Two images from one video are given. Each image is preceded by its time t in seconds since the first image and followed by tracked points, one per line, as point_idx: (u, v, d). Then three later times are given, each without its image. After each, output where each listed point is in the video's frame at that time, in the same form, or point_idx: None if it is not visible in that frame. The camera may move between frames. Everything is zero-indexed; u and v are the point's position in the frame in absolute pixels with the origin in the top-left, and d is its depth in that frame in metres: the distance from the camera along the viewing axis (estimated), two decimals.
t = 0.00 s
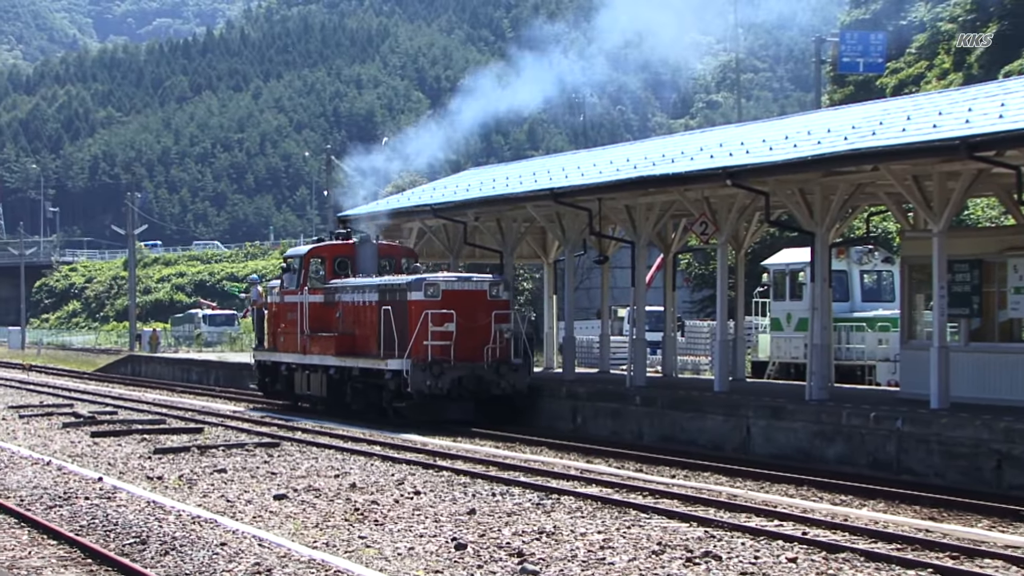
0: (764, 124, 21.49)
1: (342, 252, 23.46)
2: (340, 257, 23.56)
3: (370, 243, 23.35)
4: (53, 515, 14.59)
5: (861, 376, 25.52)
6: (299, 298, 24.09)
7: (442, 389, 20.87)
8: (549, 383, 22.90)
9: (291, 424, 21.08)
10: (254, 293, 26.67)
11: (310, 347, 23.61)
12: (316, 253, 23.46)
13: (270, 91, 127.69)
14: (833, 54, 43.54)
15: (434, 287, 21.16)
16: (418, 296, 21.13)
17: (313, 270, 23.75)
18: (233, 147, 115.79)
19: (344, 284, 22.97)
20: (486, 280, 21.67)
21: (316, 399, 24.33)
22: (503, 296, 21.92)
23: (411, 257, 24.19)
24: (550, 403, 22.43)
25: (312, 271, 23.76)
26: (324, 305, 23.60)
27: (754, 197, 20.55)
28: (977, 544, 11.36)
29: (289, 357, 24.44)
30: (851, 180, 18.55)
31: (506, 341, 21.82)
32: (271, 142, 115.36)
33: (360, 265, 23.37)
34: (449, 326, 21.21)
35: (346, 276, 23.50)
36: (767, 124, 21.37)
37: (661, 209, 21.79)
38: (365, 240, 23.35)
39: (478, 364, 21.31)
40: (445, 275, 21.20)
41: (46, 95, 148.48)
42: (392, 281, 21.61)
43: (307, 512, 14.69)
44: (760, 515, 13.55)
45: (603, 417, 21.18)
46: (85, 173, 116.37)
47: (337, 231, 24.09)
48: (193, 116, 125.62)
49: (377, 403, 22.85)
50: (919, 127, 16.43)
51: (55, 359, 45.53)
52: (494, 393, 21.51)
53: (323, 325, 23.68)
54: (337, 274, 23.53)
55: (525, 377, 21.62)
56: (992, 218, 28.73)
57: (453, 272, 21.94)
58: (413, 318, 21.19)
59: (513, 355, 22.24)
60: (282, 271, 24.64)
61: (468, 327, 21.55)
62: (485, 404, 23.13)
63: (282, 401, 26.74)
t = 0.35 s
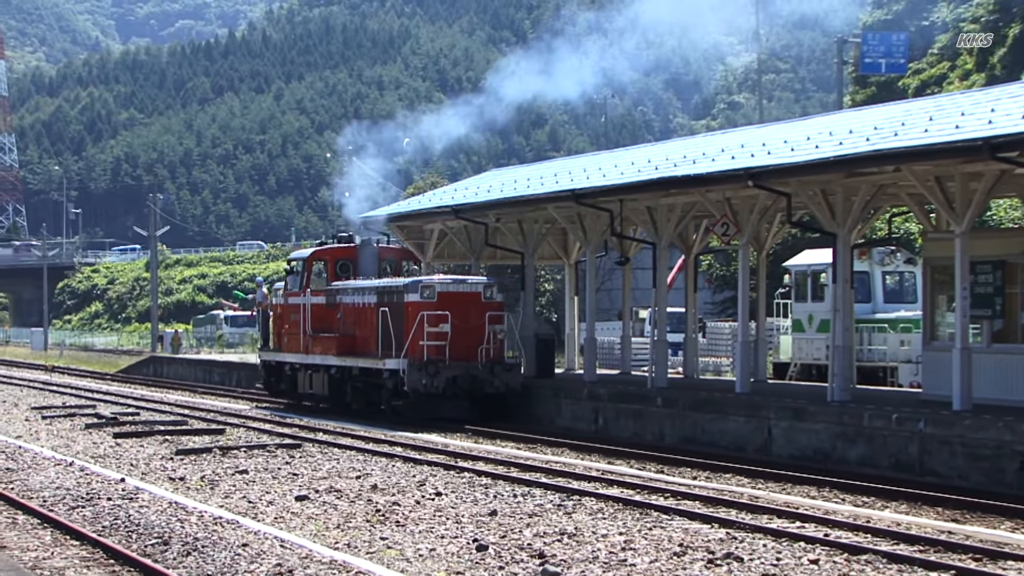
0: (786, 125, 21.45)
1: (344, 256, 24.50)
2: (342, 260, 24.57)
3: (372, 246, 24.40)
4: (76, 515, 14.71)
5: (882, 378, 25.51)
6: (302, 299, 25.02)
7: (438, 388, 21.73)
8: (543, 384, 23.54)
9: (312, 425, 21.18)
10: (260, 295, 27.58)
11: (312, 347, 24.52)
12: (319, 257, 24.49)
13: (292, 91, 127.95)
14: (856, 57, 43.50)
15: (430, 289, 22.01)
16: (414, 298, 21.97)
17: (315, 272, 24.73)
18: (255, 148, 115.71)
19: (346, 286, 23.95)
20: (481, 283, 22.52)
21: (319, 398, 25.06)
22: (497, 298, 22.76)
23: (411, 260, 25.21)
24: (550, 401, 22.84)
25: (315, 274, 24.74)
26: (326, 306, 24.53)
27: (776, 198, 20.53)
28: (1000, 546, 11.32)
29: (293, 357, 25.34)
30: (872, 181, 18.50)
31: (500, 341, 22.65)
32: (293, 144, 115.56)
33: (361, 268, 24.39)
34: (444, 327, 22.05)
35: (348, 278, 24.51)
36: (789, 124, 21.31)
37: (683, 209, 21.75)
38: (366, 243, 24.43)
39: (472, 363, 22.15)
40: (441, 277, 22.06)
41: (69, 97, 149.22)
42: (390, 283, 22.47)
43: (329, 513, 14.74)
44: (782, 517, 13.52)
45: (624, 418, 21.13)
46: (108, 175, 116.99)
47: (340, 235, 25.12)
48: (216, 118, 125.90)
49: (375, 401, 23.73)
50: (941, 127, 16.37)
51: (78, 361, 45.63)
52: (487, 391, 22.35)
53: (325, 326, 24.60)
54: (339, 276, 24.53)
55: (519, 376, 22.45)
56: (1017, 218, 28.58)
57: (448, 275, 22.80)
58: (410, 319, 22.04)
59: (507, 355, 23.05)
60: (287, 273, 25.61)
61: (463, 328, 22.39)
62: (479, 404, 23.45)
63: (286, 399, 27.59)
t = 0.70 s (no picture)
0: (808, 126, 21.35)
1: (345, 260, 25.25)
2: (343, 264, 25.31)
3: (372, 250, 25.17)
4: (98, 517, 14.75)
5: (904, 381, 25.32)
6: (304, 302, 25.65)
7: (434, 388, 22.45)
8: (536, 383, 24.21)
9: (333, 426, 21.22)
10: (264, 298, 28.14)
11: (315, 348, 25.16)
12: (321, 261, 25.22)
13: (313, 93, 127.95)
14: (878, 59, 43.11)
15: (426, 292, 22.69)
16: (411, 301, 22.65)
17: (318, 276, 25.42)
18: (276, 150, 114.62)
19: (348, 289, 24.66)
20: (476, 287, 23.22)
21: (322, 398, 25.70)
22: (492, 300, 23.48)
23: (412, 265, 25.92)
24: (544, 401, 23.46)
25: (317, 278, 25.44)
26: (328, 309, 25.21)
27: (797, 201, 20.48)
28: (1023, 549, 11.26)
29: (296, 358, 25.96)
30: (895, 183, 18.38)
31: (494, 342, 23.36)
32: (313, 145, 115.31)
33: (362, 272, 25.16)
34: (440, 329, 22.75)
35: (349, 282, 25.25)
36: (811, 126, 21.21)
37: (704, 212, 21.68)
38: (368, 247, 25.21)
39: (467, 364, 22.88)
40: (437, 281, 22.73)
41: (91, 100, 149.80)
42: (388, 286, 23.15)
43: (350, 516, 14.75)
44: (804, 519, 13.45)
45: (645, 420, 21.00)
46: (130, 177, 117.36)
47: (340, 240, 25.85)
48: (237, 120, 125.90)
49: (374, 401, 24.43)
50: (962, 130, 16.29)
51: (98, 364, 45.60)
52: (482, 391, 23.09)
53: (327, 328, 25.25)
54: (341, 280, 25.28)
55: (512, 377, 23.22)
56: None
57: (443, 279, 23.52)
58: (407, 322, 22.71)
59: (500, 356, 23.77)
60: (290, 277, 26.24)
61: (458, 329, 23.10)
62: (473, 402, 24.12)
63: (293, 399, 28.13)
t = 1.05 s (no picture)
0: (833, 128, 21.23)
1: (351, 263, 25.97)
2: (350, 267, 26.03)
3: (378, 253, 25.97)
4: (123, 518, 14.78)
5: (930, 382, 25.20)
6: (311, 303, 26.22)
7: (434, 387, 22.97)
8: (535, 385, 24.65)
9: (356, 428, 21.14)
10: (273, 301, 28.67)
11: (321, 348, 25.69)
12: (328, 263, 25.92)
13: (337, 96, 128.06)
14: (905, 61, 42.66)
15: (427, 294, 23.19)
16: (412, 302, 23.18)
17: (325, 279, 26.15)
18: (300, 152, 114.62)
19: (353, 290, 25.20)
20: (475, 289, 23.71)
21: (328, 397, 26.20)
22: (491, 303, 23.99)
23: (414, 268, 26.82)
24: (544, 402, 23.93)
25: (324, 280, 26.17)
26: (334, 310, 25.76)
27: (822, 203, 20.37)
28: None
29: (303, 358, 26.48)
30: (921, 184, 18.24)
31: (493, 343, 23.85)
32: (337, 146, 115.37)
33: (368, 274, 25.92)
34: (440, 330, 23.24)
35: (355, 285, 25.94)
36: (836, 127, 21.09)
37: (729, 213, 21.58)
38: (372, 251, 26.05)
39: (466, 364, 23.39)
40: (438, 283, 23.24)
41: (116, 102, 150.21)
42: (391, 288, 23.67)
43: (375, 517, 14.72)
44: (829, 521, 13.37)
45: (669, 422, 20.88)
46: (155, 179, 117.63)
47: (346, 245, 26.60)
48: (262, 123, 126.11)
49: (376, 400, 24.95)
50: (989, 130, 16.15)
51: (123, 365, 45.72)
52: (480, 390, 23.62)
53: (333, 329, 25.81)
54: (347, 283, 25.98)
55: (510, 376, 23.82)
56: None
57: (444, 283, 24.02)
58: (408, 323, 23.23)
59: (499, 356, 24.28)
60: (298, 281, 26.86)
61: (458, 331, 23.60)
62: (472, 401, 24.66)
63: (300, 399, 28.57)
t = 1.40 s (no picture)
0: (861, 128, 21.09)
1: (360, 265, 26.61)
2: (358, 269, 26.67)
3: (386, 255, 26.64)
4: (151, 519, 14.81)
5: (957, 383, 25.02)
6: (321, 304, 26.97)
7: (437, 385, 23.71)
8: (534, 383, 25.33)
9: (383, 429, 21.14)
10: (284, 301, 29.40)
11: (330, 347, 26.42)
12: (337, 266, 26.56)
13: (363, 96, 128.21)
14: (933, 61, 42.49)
15: (431, 295, 23.92)
16: (417, 303, 23.91)
17: (335, 281, 26.82)
18: (327, 152, 115.13)
19: (361, 292, 25.89)
20: (478, 290, 24.46)
21: (337, 396, 26.93)
22: (493, 303, 24.73)
23: (422, 270, 27.48)
24: (540, 403, 24.48)
25: (333, 282, 26.86)
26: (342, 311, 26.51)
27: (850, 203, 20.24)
28: None
29: (312, 357, 27.22)
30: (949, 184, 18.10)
31: (494, 342, 24.61)
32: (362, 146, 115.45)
33: (376, 276, 26.60)
34: (443, 330, 23.98)
35: (363, 286, 26.65)
36: (864, 127, 20.95)
37: (756, 214, 21.47)
38: (381, 253, 26.68)
39: (469, 363, 24.14)
40: (442, 284, 23.98)
41: (144, 103, 150.88)
42: (397, 290, 24.39)
43: (402, 517, 14.70)
44: (857, 523, 13.27)
45: (696, 423, 20.79)
46: (183, 179, 117.95)
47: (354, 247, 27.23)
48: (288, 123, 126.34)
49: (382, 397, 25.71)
50: (1017, 130, 16.04)
51: (151, 365, 45.82)
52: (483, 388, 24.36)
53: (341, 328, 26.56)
54: (356, 284, 26.67)
55: (512, 374, 24.55)
56: None
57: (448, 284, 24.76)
58: (412, 323, 23.96)
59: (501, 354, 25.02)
60: (308, 281, 27.60)
61: (461, 330, 24.33)
62: (473, 398, 25.47)
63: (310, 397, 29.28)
